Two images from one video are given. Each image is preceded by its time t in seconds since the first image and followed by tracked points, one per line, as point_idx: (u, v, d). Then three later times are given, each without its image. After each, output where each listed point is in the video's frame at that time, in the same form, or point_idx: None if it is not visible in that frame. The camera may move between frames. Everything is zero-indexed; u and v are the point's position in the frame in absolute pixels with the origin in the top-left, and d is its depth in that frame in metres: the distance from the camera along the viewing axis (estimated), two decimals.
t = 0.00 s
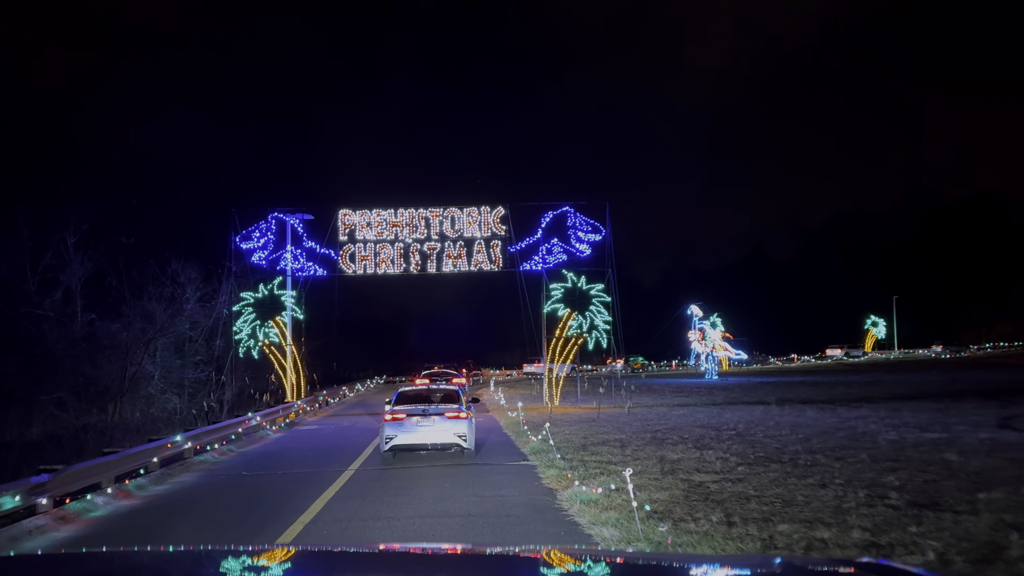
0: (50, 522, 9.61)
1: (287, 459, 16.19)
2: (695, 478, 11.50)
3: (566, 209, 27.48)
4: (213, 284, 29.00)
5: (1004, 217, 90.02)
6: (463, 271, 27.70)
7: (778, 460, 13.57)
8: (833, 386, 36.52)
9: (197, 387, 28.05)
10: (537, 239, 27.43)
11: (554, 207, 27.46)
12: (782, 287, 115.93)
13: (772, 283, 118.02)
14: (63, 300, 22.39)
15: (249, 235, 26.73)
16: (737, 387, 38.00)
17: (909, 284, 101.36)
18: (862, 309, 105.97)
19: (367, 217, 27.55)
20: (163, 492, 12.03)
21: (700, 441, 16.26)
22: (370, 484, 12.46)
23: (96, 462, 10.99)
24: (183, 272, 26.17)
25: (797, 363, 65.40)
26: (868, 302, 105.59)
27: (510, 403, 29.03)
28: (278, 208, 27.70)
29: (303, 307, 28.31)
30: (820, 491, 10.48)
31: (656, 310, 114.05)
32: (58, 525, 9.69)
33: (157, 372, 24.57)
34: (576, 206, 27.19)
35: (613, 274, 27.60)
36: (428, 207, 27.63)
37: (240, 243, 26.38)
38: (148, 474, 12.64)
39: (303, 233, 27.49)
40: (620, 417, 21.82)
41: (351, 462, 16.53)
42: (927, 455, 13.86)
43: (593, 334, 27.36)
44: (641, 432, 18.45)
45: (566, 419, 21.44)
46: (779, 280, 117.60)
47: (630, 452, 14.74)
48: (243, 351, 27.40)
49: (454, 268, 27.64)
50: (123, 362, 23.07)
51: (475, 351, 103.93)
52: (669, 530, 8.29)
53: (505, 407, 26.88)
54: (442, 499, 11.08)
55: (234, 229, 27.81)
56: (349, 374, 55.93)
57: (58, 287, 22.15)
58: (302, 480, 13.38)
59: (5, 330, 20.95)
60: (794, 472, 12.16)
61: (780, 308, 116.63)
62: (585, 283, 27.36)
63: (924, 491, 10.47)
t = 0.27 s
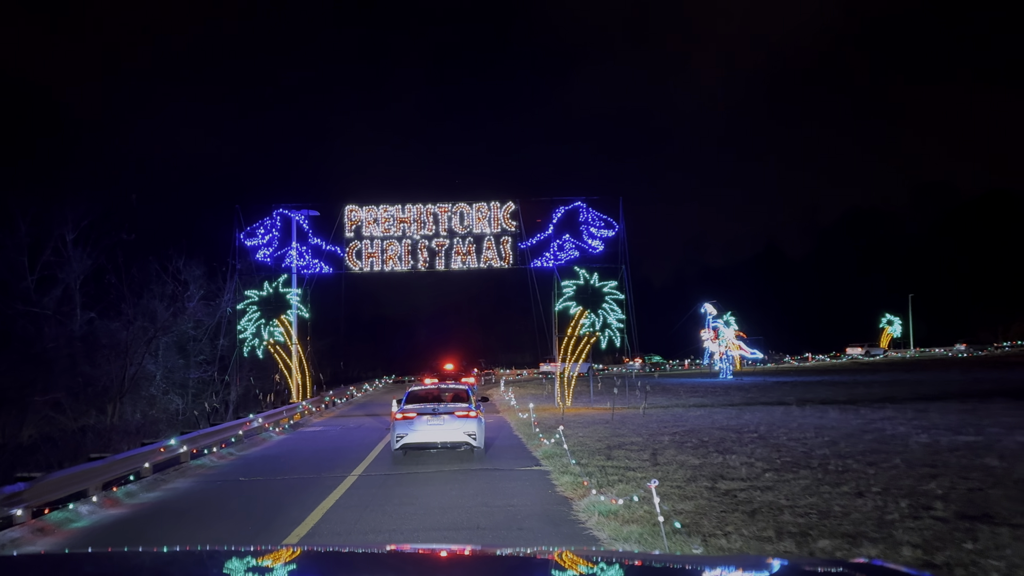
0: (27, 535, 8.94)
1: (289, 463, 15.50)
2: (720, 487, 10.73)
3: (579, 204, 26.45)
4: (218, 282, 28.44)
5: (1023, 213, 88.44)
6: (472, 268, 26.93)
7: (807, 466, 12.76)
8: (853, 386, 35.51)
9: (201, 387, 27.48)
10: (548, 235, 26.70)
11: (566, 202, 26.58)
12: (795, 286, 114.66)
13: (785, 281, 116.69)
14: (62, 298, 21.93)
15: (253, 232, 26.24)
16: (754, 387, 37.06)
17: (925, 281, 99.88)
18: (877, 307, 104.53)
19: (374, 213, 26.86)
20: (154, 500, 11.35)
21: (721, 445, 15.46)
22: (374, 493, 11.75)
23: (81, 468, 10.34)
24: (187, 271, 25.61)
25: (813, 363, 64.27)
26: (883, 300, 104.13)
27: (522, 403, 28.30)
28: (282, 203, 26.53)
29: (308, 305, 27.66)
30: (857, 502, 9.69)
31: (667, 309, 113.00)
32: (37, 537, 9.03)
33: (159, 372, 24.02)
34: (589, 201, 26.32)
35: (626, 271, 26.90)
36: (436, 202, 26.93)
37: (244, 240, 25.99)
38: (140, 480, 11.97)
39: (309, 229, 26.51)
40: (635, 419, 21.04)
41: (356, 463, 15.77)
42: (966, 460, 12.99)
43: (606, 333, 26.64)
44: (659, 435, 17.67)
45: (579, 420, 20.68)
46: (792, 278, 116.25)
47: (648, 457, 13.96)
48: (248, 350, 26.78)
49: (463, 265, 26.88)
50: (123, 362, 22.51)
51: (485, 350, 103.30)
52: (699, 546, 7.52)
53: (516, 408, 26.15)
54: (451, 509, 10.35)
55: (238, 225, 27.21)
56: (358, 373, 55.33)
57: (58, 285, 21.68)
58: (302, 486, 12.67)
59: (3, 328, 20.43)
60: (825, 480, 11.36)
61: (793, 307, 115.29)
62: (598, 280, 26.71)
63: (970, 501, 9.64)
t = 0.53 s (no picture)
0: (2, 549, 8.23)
1: (291, 467, 14.78)
2: (750, 497, 9.96)
3: (592, 199, 25.81)
4: (223, 280, 27.84)
5: None
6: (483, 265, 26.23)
7: (841, 472, 11.92)
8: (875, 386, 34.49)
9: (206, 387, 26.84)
10: (560, 231, 25.94)
11: (579, 197, 25.84)
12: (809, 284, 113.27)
13: (799, 280, 115.27)
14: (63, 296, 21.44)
15: (258, 228, 25.55)
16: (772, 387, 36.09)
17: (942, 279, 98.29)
18: (893, 305, 103.02)
19: (382, 209, 26.12)
20: (144, 509, 10.62)
21: (746, 450, 14.61)
22: (379, 502, 11.02)
23: (65, 475, 9.69)
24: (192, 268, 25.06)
25: (830, 362, 63.12)
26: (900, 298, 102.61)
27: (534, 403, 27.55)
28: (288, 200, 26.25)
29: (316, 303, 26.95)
30: (903, 514, 8.89)
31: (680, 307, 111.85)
32: (12, 552, 8.32)
33: (162, 372, 23.41)
34: (603, 195, 25.48)
35: (642, 268, 26.00)
36: (445, 197, 26.21)
37: (249, 237, 25.27)
38: (131, 488, 11.25)
39: (315, 226, 26.17)
40: (653, 420, 20.23)
41: (362, 466, 15.01)
42: (1013, 466, 12.09)
43: (621, 332, 25.83)
44: (678, 438, 16.84)
45: (595, 421, 19.88)
46: (806, 276, 114.82)
47: (670, 463, 13.12)
48: (254, 349, 26.10)
49: (473, 262, 26.17)
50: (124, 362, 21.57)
51: (497, 349, 102.51)
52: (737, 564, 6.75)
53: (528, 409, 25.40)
54: (460, 521, 9.60)
55: (243, 222, 26.58)
56: (368, 373, 54.65)
57: (58, 282, 21.18)
58: (302, 493, 11.95)
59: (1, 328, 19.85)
60: (864, 489, 10.56)
61: (808, 305, 113.89)
62: (612, 277, 25.83)
63: None
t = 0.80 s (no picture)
0: None
1: (295, 471, 14.13)
2: (785, 509, 9.23)
3: (606, 194, 25.07)
4: (229, 278, 27.29)
5: None
6: (494, 262, 25.50)
7: (878, 480, 11.13)
8: (897, 386, 33.46)
9: (212, 387, 26.28)
10: (574, 226, 25.16)
11: (593, 191, 25.07)
12: (825, 282, 111.89)
13: (814, 278, 113.83)
14: (64, 294, 20.92)
15: (264, 224, 24.90)
16: (790, 387, 35.16)
17: (960, 277, 96.72)
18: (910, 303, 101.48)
19: (390, 204, 25.51)
20: (133, 520, 9.94)
21: (773, 455, 13.79)
22: (385, 512, 10.35)
23: (48, 483, 9.03)
24: (199, 265, 24.65)
25: (848, 361, 61.98)
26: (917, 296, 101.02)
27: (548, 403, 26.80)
28: (296, 195, 25.46)
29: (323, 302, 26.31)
30: (957, 528, 8.13)
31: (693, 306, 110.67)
32: None
33: (166, 372, 22.86)
34: (618, 190, 24.67)
35: (658, 264, 25.22)
36: (455, 193, 25.53)
37: (255, 234, 24.53)
38: (120, 496, 10.57)
39: (323, 223, 25.29)
40: (672, 422, 19.45)
41: (367, 471, 14.29)
42: None
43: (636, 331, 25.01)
44: (699, 441, 16.05)
45: (611, 423, 19.11)
46: (821, 274, 113.34)
47: (694, 469, 12.30)
48: (260, 349, 25.47)
49: (484, 259, 25.45)
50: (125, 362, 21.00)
51: (508, 348, 101.66)
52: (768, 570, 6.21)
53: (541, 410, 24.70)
54: (470, 533, 8.91)
55: (249, 218, 25.99)
56: (377, 373, 54.01)
57: (59, 280, 20.65)
58: (304, 500, 11.29)
59: None
60: (907, 499, 9.76)
61: (823, 304, 112.47)
62: (627, 274, 25.07)
63: None
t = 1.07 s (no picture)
0: None
1: (296, 477, 13.44)
2: (825, 522, 8.45)
3: (620, 187, 24.27)
4: (234, 275, 26.72)
5: None
6: (505, 258, 24.78)
7: (920, 489, 10.32)
8: (920, 385, 32.48)
9: (216, 387, 25.70)
10: (587, 221, 24.35)
11: (607, 185, 24.32)
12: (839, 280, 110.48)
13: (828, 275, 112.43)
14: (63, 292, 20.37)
15: (268, 220, 24.26)
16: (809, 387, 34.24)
17: (978, 274, 95.20)
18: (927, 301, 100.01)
19: (398, 200, 24.81)
20: (119, 530, 9.29)
21: (803, 460, 12.96)
22: (389, 524, 9.62)
23: (26, 491, 8.38)
24: (204, 262, 24.23)
25: (866, 360, 60.80)
26: (933, 294, 99.55)
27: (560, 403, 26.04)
28: (301, 190, 24.91)
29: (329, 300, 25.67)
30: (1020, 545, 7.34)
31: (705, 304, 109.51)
32: None
33: (169, 372, 22.29)
34: (633, 183, 23.85)
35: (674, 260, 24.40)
36: (465, 187, 24.80)
37: (259, 231, 23.96)
38: (107, 505, 9.92)
39: (329, 218, 24.81)
40: (691, 424, 18.65)
41: (373, 476, 13.55)
42: None
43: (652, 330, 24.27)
44: (721, 445, 15.24)
45: (628, 426, 18.30)
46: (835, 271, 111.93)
47: (719, 476, 11.46)
48: (265, 348, 24.79)
49: (494, 255, 24.78)
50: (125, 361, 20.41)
51: (518, 348, 100.84)
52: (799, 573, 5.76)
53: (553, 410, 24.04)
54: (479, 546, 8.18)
55: (254, 215, 25.38)
56: (386, 372, 53.34)
57: (58, 278, 20.09)
58: (303, 508, 10.60)
59: None
60: (955, 511, 8.95)
61: (837, 302, 111.08)
62: (642, 271, 24.21)
63: None
